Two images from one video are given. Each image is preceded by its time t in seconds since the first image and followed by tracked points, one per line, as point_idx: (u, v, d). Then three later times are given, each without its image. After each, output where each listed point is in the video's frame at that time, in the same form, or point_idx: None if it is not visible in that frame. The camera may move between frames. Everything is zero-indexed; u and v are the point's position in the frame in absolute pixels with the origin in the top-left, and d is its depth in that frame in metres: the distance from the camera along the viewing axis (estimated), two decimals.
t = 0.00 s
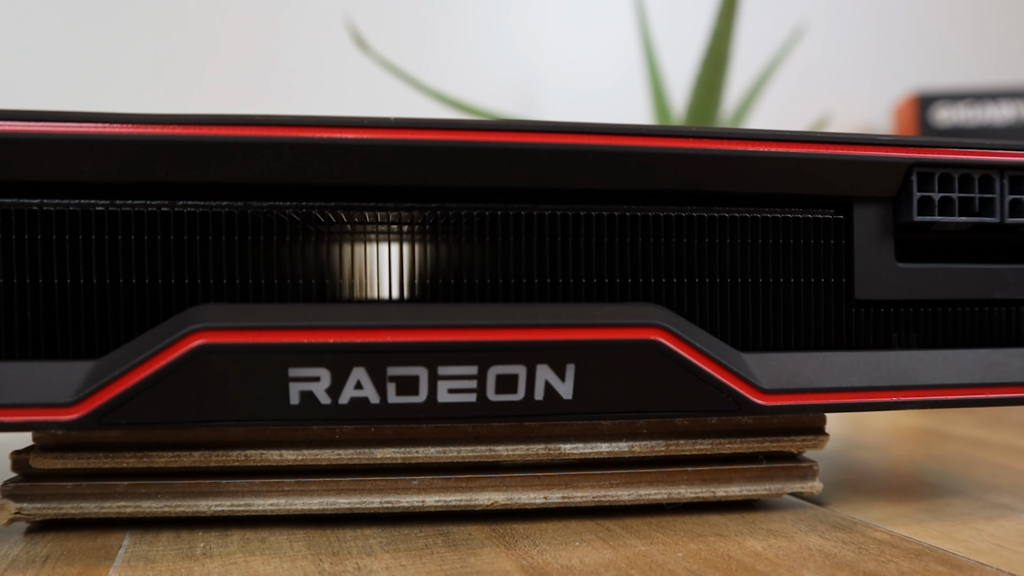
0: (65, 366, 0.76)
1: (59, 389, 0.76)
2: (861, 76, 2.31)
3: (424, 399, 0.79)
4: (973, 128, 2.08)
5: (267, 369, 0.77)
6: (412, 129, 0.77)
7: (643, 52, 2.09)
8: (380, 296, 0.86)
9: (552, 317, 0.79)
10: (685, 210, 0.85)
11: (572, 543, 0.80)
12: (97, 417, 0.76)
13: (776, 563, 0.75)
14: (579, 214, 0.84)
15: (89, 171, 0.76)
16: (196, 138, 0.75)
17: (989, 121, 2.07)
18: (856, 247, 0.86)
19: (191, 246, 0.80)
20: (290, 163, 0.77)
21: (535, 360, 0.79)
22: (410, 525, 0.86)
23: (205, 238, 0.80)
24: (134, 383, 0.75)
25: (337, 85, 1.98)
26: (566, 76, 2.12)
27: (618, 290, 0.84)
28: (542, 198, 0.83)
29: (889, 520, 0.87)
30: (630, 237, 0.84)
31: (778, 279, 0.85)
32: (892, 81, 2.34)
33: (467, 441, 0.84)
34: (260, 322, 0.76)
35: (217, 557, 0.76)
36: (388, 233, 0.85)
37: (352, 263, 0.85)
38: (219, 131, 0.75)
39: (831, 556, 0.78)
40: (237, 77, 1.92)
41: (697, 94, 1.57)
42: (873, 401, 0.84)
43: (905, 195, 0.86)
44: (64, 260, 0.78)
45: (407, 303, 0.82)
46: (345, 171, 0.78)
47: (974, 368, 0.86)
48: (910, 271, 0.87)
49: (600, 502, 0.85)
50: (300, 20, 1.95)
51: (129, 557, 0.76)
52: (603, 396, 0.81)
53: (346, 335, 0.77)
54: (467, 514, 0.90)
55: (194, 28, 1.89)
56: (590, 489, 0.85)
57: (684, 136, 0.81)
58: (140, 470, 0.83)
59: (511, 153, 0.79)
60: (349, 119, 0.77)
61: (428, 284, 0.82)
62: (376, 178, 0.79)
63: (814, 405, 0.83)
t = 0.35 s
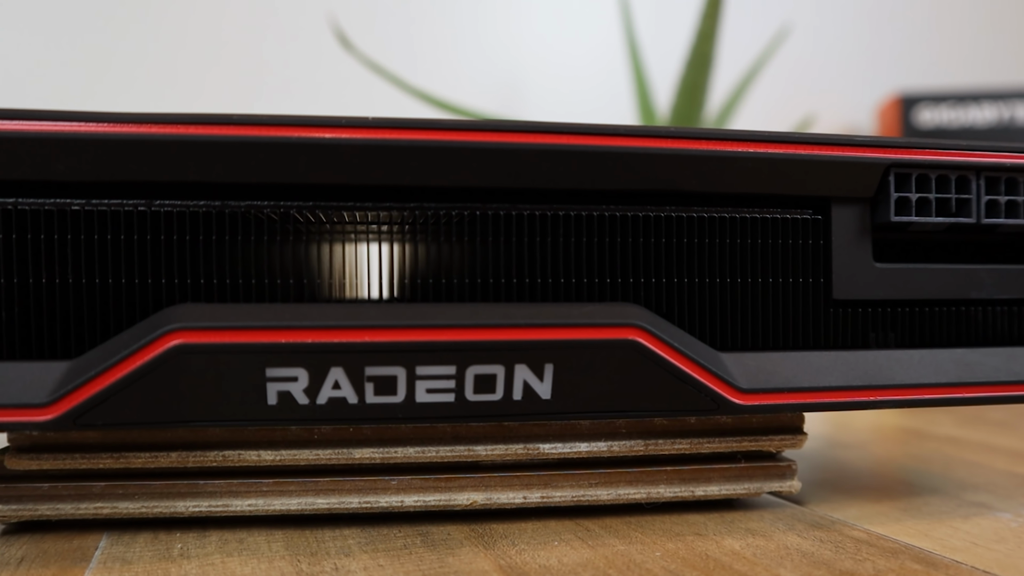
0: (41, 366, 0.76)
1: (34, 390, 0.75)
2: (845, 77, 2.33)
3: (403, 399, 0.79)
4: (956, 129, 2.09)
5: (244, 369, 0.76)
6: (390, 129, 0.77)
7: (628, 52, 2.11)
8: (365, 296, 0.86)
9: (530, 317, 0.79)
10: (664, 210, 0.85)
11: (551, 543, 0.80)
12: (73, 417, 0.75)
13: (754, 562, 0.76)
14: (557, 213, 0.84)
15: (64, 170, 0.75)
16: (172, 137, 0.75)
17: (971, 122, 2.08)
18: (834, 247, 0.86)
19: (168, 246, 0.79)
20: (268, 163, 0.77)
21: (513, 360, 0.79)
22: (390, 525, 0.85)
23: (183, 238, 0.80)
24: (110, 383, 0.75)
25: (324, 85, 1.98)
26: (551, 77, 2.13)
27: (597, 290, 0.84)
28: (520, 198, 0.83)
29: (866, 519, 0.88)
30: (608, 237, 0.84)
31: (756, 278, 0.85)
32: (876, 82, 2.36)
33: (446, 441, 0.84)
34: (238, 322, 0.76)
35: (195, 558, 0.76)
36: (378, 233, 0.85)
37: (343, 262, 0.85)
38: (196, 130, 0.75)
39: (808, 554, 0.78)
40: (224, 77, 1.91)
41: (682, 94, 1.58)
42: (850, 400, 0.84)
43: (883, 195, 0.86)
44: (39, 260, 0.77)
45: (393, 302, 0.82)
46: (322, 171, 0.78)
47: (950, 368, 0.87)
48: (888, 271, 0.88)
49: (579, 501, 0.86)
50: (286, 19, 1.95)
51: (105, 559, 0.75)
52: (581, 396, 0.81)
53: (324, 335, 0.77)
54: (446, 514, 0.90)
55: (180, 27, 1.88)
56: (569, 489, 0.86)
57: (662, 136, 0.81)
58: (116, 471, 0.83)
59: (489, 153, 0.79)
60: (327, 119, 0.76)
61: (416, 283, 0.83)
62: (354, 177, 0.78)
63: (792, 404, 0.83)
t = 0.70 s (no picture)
0: (13, 367, 0.76)
1: (6, 390, 0.75)
2: (830, 78, 2.34)
3: (378, 399, 0.79)
4: (938, 131, 2.11)
5: (218, 369, 0.76)
6: (365, 128, 0.77)
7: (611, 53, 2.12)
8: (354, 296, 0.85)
9: (506, 316, 0.80)
10: (640, 210, 0.85)
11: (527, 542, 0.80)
12: (45, 418, 0.75)
13: (728, 561, 0.76)
14: (534, 213, 0.83)
15: (36, 169, 0.75)
16: (145, 137, 0.74)
17: (954, 125, 2.10)
18: (809, 247, 0.86)
19: (142, 246, 0.79)
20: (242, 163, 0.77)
21: (489, 360, 0.79)
22: (366, 526, 0.85)
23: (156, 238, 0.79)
24: (82, 384, 0.74)
25: (310, 85, 1.98)
26: (536, 77, 2.14)
27: (573, 290, 0.84)
28: (496, 198, 0.83)
29: (842, 517, 0.88)
30: (584, 237, 0.84)
31: (732, 278, 0.85)
32: (861, 83, 2.38)
33: (422, 441, 0.84)
34: (211, 323, 0.76)
35: (169, 559, 0.76)
36: (364, 233, 0.85)
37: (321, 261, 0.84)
38: (170, 129, 0.75)
39: (783, 553, 0.78)
40: (209, 77, 1.91)
41: (666, 94, 1.58)
42: (826, 399, 0.85)
43: (859, 195, 0.86)
44: (10, 260, 0.77)
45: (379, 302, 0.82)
46: (297, 170, 0.78)
47: (925, 367, 0.87)
48: (863, 271, 0.88)
49: (556, 501, 0.86)
50: (271, 19, 1.95)
51: (78, 561, 0.75)
52: (557, 396, 0.81)
53: (298, 335, 0.76)
54: (424, 514, 0.90)
55: (164, 27, 1.88)
56: (546, 488, 0.86)
57: (639, 136, 0.81)
58: (90, 473, 0.82)
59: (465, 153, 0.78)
60: (302, 118, 0.76)
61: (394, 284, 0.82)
62: (329, 177, 0.78)
63: (768, 403, 0.84)
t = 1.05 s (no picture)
0: None
1: None
2: (813, 79, 2.36)
3: (351, 399, 0.79)
4: (917, 132, 2.14)
5: (189, 369, 0.76)
6: (337, 128, 0.76)
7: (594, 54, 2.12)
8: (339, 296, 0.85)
9: (478, 316, 0.80)
10: (613, 210, 0.85)
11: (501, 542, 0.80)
12: (13, 419, 0.74)
13: (700, 560, 0.76)
14: (507, 213, 0.83)
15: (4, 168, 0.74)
16: (115, 135, 0.74)
17: (931, 125, 2.13)
18: (782, 247, 0.87)
19: (111, 245, 0.78)
20: (212, 162, 0.76)
21: (461, 360, 0.79)
22: (340, 526, 0.85)
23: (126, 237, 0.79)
24: (50, 385, 0.74)
25: (293, 85, 1.97)
26: (519, 78, 2.14)
27: (547, 290, 0.84)
28: (470, 197, 0.83)
29: (815, 516, 0.89)
30: (558, 237, 0.84)
31: (706, 278, 0.85)
32: (842, 84, 2.40)
33: (396, 441, 0.84)
34: (181, 322, 0.75)
35: (140, 561, 0.75)
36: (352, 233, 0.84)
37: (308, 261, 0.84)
38: (140, 127, 0.74)
39: (755, 552, 0.79)
40: (191, 76, 1.91)
41: (647, 94, 1.58)
42: (798, 398, 0.85)
43: (831, 195, 0.87)
44: None
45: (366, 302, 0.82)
46: (269, 170, 0.77)
47: (897, 366, 0.88)
48: (836, 271, 0.89)
49: (530, 501, 0.86)
50: (254, 19, 1.95)
51: (46, 563, 0.74)
52: (531, 396, 0.81)
53: (270, 335, 0.76)
54: (399, 514, 0.90)
55: (146, 26, 1.87)
56: (521, 488, 0.86)
57: (612, 136, 0.81)
58: (61, 474, 0.82)
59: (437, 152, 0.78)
60: (273, 117, 0.76)
61: (385, 283, 0.82)
62: (301, 176, 0.78)
63: (740, 403, 0.84)
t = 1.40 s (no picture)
0: None
1: None
2: (794, 80, 2.38)
3: (323, 399, 0.78)
4: (895, 133, 2.17)
5: (159, 369, 0.75)
6: (308, 127, 0.76)
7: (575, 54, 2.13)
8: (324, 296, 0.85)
9: (451, 315, 0.80)
10: (586, 210, 0.85)
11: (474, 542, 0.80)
12: None
13: (672, 559, 0.76)
14: (479, 213, 0.83)
15: None
16: (83, 134, 0.73)
17: (909, 125, 2.16)
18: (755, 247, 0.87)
19: (80, 245, 0.77)
20: (183, 161, 0.76)
21: (434, 360, 0.79)
22: (314, 526, 0.85)
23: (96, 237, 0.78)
24: (18, 385, 0.73)
25: (275, 84, 1.97)
26: (502, 78, 2.15)
27: (521, 289, 0.84)
28: (443, 197, 0.83)
29: (787, 514, 0.89)
30: (531, 237, 0.84)
31: (679, 278, 0.86)
32: (824, 84, 2.42)
33: (369, 441, 0.83)
34: (151, 323, 0.75)
35: (109, 563, 0.75)
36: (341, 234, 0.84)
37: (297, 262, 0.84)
38: (108, 126, 0.74)
39: (727, 550, 0.79)
40: (173, 76, 1.90)
41: (627, 94, 1.59)
42: (770, 397, 0.86)
43: (804, 195, 0.87)
44: None
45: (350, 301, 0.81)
46: (239, 169, 0.77)
47: (868, 364, 0.89)
48: (808, 271, 0.89)
49: (504, 500, 0.86)
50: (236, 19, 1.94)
51: (14, 566, 0.74)
52: (503, 395, 0.81)
53: (241, 335, 0.76)
54: (373, 514, 0.89)
55: (127, 26, 1.87)
56: (495, 488, 0.86)
57: (584, 136, 0.81)
58: (30, 476, 0.81)
59: (409, 152, 0.78)
60: (244, 116, 0.76)
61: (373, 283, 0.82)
62: (272, 175, 0.77)
63: (713, 402, 0.85)
